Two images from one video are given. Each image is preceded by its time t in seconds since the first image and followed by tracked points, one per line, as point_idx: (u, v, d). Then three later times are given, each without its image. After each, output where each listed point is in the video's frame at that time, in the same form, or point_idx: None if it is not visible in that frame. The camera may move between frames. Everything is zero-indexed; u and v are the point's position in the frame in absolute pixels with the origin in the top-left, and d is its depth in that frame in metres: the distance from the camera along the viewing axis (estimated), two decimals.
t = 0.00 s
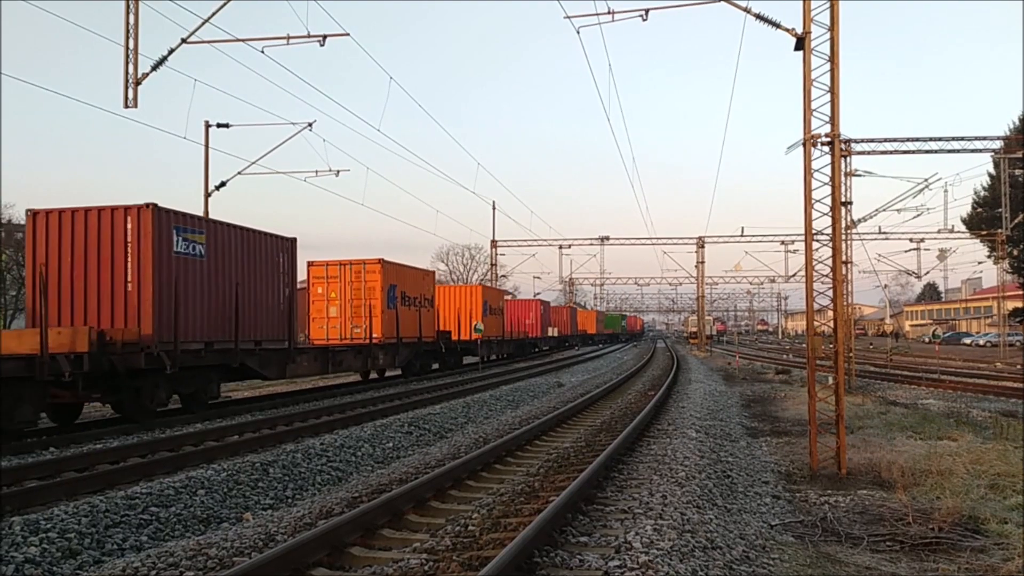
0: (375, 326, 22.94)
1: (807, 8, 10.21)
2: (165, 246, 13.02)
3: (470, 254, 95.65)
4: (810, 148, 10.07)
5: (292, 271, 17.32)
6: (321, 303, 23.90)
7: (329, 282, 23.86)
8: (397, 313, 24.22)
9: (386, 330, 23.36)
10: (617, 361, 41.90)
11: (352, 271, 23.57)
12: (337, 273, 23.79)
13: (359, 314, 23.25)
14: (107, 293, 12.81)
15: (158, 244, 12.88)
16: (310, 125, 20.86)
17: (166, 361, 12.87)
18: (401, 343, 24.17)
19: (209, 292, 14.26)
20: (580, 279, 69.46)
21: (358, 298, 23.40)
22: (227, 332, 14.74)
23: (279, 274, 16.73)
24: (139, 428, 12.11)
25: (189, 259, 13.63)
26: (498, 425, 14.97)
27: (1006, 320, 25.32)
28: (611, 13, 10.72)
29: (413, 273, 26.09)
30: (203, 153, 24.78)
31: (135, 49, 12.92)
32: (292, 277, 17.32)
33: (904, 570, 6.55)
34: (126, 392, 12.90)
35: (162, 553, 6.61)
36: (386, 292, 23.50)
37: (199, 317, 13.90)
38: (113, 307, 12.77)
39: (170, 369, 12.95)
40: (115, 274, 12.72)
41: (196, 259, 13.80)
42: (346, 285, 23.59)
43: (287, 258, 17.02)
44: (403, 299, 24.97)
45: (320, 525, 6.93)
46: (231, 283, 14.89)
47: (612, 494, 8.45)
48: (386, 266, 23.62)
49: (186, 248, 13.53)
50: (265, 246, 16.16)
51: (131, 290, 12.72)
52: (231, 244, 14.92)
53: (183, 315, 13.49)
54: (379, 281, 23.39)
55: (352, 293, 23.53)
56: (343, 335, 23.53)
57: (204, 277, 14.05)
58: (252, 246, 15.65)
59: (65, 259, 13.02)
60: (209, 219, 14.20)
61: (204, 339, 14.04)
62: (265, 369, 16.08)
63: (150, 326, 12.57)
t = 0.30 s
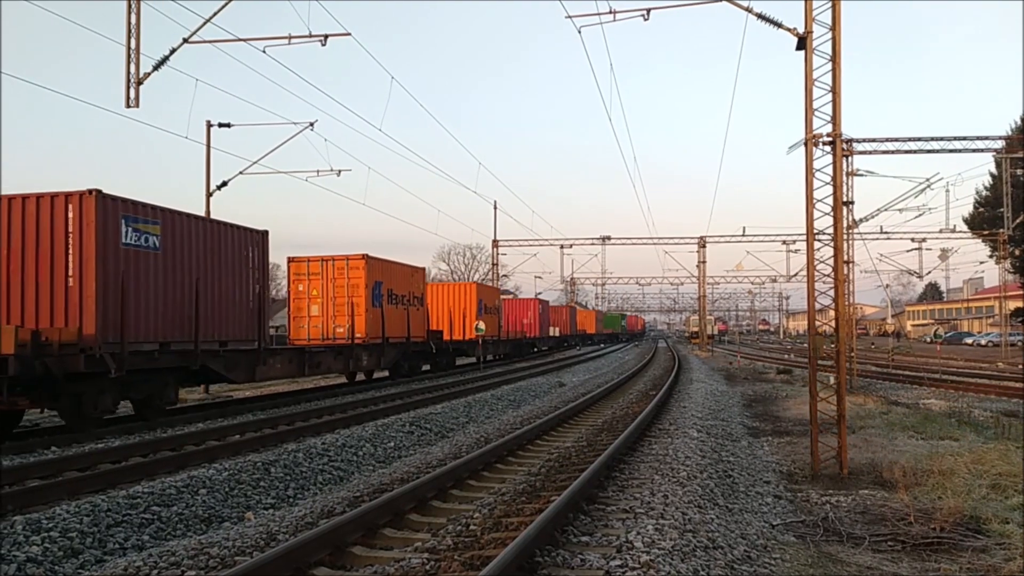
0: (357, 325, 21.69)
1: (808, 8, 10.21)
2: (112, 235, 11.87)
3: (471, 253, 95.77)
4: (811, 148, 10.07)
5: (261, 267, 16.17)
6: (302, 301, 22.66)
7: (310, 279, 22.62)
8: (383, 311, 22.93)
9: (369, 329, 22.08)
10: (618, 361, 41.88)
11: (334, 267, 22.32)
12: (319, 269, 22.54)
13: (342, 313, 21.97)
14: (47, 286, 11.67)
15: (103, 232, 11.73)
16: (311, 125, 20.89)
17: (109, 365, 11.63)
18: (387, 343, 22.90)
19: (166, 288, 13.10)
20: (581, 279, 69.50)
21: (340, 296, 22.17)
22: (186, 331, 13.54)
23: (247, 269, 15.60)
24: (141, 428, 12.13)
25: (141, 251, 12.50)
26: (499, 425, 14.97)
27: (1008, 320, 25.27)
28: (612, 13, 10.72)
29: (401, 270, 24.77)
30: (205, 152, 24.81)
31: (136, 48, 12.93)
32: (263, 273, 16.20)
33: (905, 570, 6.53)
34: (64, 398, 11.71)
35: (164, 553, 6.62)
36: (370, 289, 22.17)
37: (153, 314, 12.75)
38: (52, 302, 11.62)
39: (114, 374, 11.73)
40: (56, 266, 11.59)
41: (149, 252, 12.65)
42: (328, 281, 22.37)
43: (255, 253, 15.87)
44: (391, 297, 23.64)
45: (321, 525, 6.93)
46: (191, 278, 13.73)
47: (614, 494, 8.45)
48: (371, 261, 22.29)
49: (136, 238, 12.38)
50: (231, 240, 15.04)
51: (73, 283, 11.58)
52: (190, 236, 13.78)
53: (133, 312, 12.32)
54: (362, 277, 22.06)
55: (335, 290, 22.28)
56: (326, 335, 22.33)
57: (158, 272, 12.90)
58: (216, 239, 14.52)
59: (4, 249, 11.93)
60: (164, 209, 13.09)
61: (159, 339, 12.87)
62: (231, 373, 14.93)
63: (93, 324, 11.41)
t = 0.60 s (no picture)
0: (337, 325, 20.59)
1: (807, 7, 10.21)
2: (44, 224, 10.78)
3: (471, 253, 96.14)
4: (810, 148, 10.06)
5: (223, 262, 15.09)
6: (279, 299, 21.50)
7: (287, 275, 21.47)
8: (365, 309, 21.83)
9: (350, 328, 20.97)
10: (619, 360, 41.92)
11: (312, 263, 21.14)
12: (297, 264, 21.42)
13: (321, 310, 20.85)
14: None
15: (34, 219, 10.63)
16: (311, 124, 21.07)
17: (38, 368, 10.51)
18: (370, 343, 21.79)
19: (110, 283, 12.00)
20: (581, 278, 69.64)
21: (319, 293, 21.03)
22: (133, 331, 12.43)
23: (208, 264, 14.51)
24: (141, 428, 12.12)
25: (80, 242, 11.42)
26: (499, 425, 14.96)
27: (1008, 319, 25.28)
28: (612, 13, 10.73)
29: (386, 267, 23.69)
30: (205, 152, 24.82)
31: (136, 48, 12.94)
32: (227, 269, 15.14)
33: (905, 569, 6.54)
34: None
35: (164, 552, 6.62)
36: (351, 287, 21.03)
37: (94, 312, 11.66)
38: None
39: (43, 378, 10.59)
40: None
41: (89, 243, 11.57)
42: (306, 277, 21.20)
43: (216, 246, 14.78)
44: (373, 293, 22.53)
45: (321, 524, 6.93)
46: (140, 272, 12.63)
47: (614, 493, 8.45)
48: (351, 256, 21.13)
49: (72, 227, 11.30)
50: (189, 232, 13.97)
51: None
52: (140, 227, 12.69)
53: (71, 309, 11.26)
54: (342, 274, 20.89)
55: (313, 287, 21.13)
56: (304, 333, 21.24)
57: (102, 266, 11.83)
58: (170, 231, 13.43)
59: None
60: (109, 197, 12.02)
61: (101, 340, 11.76)
62: (187, 377, 13.79)
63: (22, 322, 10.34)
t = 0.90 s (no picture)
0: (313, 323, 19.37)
1: (808, 7, 10.21)
2: None
3: (471, 252, 96.21)
4: (811, 147, 10.07)
5: (183, 256, 13.75)
6: (254, 297, 20.32)
7: (262, 271, 20.34)
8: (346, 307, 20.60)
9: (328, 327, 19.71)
10: (619, 360, 41.97)
11: (289, 259, 19.95)
12: (272, 260, 20.27)
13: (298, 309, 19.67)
14: None
15: None
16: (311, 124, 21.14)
17: None
18: (352, 343, 20.60)
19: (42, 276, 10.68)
20: (581, 277, 69.72)
21: (295, 291, 19.83)
22: (71, 331, 11.14)
23: (164, 256, 13.17)
24: (141, 427, 12.13)
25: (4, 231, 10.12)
26: (500, 424, 14.97)
27: (1008, 318, 25.26)
28: (612, 13, 10.75)
29: (371, 262, 22.45)
30: (206, 152, 24.85)
31: (136, 48, 12.95)
32: (187, 262, 13.80)
33: (906, 568, 6.55)
34: None
35: (166, 552, 6.63)
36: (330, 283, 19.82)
37: (22, 309, 10.36)
38: None
39: None
40: None
41: (16, 232, 10.28)
42: (282, 275, 20.00)
43: (174, 238, 13.43)
44: (355, 291, 21.30)
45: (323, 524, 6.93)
46: (77, 264, 11.30)
47: (615, 493, 8.47)
48: (330, 251, 19.97)
49: None
50: (139, 221, 12.60)
51: None
52: (80, 214, 11.41)
53: None
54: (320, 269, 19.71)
55: (290, 285, 19.94)
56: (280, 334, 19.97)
57: (30, 256, 10.49)
58: (115, 219, 12.08)
59: None
60: (40, 180, 10.70)
61: (31, 341, 10.49)
62: (137, 381, 12.50)
63: None
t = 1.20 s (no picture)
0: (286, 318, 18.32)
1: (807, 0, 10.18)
2: None
3: (469, 247, 96.33)
4: (810, 141, 10.05)
5: (130, 244, 12.24)
6: (223, 290, 19.24)
7: (232, 262, 19.22)
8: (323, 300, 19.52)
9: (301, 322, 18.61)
10: (618, 354, 42.01)
11: (260, 249, 18.86)
12: (243, 250, 19.16)
13: (270, 303, 18.59)
14: None
15: None
16: (310, 119, 21.37)
17: None
18: (328, 340, 19.56)
19: None
20: (580, 272, 69.81)
21: (266, 284, 18.76)
22: None
23: (105, 243, 11.68)
24: (141, 423, 12.13)
25: None
26: (499, 419, 14.98)
27: (1007, 312, 25.25)
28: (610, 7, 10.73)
29: (351, 254, 21.30)
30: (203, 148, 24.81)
31: (133, 43, 12.92)
32: (134, 250, 12.29)
33: (904, 561, 6.56)
34: None
35: (164, 548, 6.63)
36: (304, 276, 18.73)
37: None
38: None
39: None
40: None
41: None
42: (253, 266, 18.93)
43: (119, 224, 11.93)
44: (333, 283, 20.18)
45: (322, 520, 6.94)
46: None
47: (614, 487, 8.47)
48: (305, 241, 18.86)
49: None
50: (72, 204, 11.08)
51: None
52: None
53: None
54: (293, 260, 18.62)
55: (261, 276, 18.85)
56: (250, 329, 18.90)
57: None
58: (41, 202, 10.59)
59: None
60: None
61: None
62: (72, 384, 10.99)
63: None
